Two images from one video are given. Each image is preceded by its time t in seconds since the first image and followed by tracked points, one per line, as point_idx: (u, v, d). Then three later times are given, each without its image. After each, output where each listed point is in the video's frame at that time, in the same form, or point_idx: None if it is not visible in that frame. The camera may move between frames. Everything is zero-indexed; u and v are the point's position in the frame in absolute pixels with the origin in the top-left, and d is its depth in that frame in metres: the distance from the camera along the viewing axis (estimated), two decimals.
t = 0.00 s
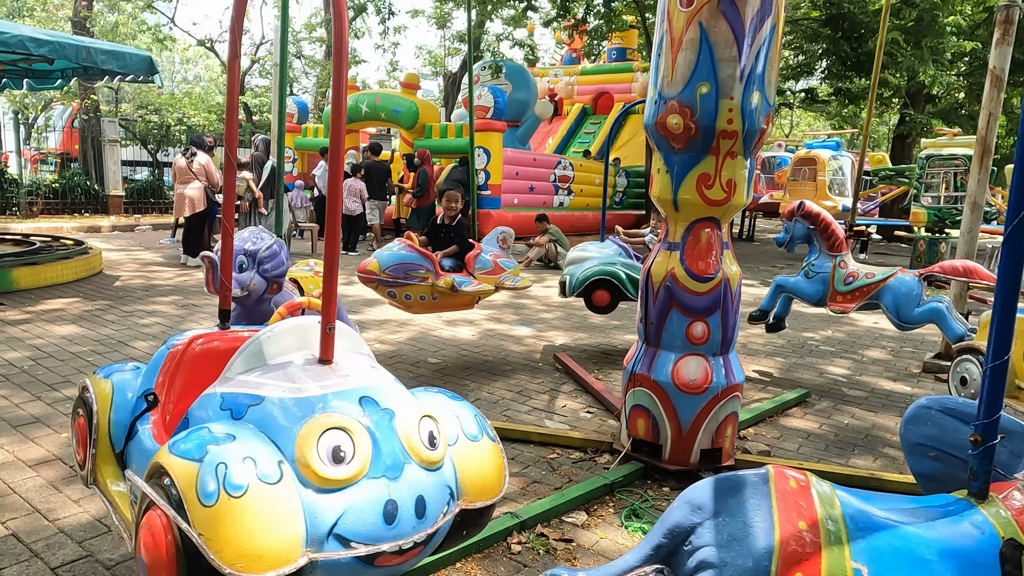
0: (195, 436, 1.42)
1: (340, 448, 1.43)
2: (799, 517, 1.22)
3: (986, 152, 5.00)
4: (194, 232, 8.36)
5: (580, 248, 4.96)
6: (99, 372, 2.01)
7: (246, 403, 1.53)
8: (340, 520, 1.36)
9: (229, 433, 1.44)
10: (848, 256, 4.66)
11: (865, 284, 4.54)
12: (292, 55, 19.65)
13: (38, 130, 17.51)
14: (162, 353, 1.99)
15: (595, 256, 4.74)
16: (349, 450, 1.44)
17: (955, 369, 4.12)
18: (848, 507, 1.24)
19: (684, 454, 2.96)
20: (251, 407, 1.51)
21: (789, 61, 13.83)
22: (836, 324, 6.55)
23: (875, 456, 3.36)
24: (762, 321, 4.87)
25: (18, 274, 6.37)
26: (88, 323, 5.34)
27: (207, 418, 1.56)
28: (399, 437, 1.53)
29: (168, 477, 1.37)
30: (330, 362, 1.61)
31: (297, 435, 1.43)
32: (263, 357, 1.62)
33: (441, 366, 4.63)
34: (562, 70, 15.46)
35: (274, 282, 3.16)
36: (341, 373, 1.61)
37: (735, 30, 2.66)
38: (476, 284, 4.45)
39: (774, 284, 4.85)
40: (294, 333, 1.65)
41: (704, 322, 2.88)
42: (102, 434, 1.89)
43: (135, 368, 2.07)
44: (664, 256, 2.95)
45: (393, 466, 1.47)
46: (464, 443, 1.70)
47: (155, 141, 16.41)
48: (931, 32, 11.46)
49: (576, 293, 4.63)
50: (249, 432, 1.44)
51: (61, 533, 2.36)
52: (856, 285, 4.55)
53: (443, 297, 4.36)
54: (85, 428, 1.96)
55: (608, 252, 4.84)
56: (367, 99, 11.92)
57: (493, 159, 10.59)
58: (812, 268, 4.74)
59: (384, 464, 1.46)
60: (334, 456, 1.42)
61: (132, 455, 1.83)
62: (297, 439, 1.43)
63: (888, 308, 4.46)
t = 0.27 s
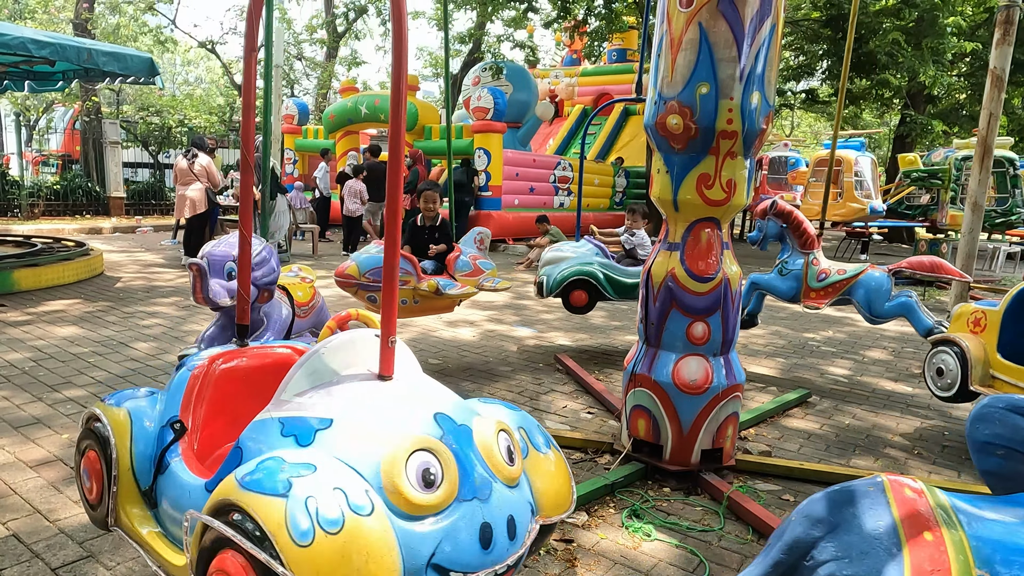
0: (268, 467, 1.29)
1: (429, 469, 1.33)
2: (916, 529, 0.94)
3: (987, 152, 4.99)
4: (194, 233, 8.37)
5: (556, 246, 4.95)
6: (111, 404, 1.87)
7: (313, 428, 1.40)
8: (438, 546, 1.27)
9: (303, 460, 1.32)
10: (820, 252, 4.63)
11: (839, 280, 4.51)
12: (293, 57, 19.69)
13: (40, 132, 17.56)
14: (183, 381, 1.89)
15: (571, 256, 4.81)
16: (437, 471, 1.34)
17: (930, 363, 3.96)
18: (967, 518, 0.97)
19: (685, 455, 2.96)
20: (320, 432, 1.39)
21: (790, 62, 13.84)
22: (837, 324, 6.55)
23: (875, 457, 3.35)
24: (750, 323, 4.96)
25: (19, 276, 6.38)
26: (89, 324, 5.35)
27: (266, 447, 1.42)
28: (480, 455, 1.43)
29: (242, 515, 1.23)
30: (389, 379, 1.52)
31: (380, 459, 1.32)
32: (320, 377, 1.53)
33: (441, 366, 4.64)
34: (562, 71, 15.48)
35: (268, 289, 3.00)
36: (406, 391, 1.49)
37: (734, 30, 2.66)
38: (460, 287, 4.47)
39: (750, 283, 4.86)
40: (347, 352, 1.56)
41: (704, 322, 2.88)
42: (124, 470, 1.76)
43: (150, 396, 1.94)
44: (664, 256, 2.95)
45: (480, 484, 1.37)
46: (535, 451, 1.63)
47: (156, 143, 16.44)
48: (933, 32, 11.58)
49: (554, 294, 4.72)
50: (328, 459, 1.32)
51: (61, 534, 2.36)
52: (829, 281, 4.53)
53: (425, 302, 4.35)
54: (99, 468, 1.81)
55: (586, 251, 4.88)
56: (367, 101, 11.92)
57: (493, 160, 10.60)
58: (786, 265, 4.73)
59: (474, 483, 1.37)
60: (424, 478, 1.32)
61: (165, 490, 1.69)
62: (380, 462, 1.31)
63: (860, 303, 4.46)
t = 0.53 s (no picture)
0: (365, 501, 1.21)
1: (534, 491, 1.28)
2: None
3: (988, 153, 4.99)
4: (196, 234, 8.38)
5: (532, 246, 4.94)
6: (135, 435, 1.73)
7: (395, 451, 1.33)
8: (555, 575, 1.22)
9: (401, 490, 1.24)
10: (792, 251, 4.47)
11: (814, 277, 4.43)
12: (293, 58, 19.73)
13: (41, 133, 17.60)
14: (214, 407, 1.78)
15: (549, 256, 4.84)
16: (541, 495, 1.28)
17: (903, 354, 4.12)
18: None
19: (687, 456, 2.95)
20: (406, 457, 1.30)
21: (791, 63, 13.85)
22: (838, 325, 6.54)
23: (877, 458, 3.35)
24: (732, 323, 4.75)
25: (21, 277, 6.39)
26: (91, 325, 5.35)
27: (345, 476, 1.35)
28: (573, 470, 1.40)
29: (349, 553, 1.17)
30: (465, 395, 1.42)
31: (485, 484, 1.25)
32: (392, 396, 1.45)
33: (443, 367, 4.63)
34: (563, 72, 15.49)
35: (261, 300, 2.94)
36: (484, 402, 1.42)
37: (734, 31, 2.66)
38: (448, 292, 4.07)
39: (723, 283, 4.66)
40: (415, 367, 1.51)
41: (705, 323, 2.88)
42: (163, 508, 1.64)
43: (173, 421, 1.81)
44: (665, 256, 2.95)
45: (580, 504, 1.33)
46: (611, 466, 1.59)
47: (157, 145, 16.46)
48: (934, 32, 11.64)
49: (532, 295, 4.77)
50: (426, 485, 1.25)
51: (63, 535, 2.36)
52: (801, 278, 4.45)
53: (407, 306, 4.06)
54: (126, 506, 1.68)
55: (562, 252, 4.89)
56: (368, 102, 11.93)
57: (494, 161, 10.60)
58: (758, 263, 4.56)
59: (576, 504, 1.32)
60: (531, 501, 1.26)
61: (212, 527, 1.58)
62: (482, 485, 1.25)
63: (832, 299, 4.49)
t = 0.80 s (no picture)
0: (486, 537, 1.15)
1: (647, 516, 1.25)
2: None
3: (990, 154, 4.98)
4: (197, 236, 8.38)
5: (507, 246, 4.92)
6: (176, 468, 1.59)
7: (498, 478, 1.27)
8: None
9: (517, 521, 1.20)
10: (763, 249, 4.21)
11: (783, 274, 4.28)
12: (295, 60, 19.76)
13: (42, 135, 17.63)
14: (257, 432, 1.68)
15: (526, 256, 4.81)
16: (651, 518, 1.26)
17: (877, 348, 4.21)
18: None
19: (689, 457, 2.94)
20: (509, 484, 1.26)
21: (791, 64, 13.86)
22: (839, 326, 6.54)
23: (879, 459, 3.34)
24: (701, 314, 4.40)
25: (22, 278, 6.40)
26: (92, 327, 5.35)
27: (442, 508, 1.27)
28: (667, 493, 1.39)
29: None
30: (546, 412, 1.41)
31: (600, 510, 1.21)
32: (476, 418, 1.38)
33: (443, 369, 4.63)
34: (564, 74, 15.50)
35: (260, 311, 2.71)
36: (569, 420, 1.41)
37: (735, 32, 2.66)
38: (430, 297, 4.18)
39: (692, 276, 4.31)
40: (497, 384, 1.45)
41: (706, 324, 2.87)
42: (217, 549, 1.50)
43: (211, 449, 1.66)
44: (666, 258, 2.94)
45: (682, 523, 1.32)
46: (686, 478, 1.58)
47: (158, 146, 16.50)
48: (935, 33, 11.62)
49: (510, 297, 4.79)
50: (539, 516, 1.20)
51: (64, 536, 2.36)
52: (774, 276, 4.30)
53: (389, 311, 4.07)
54: (166, 544, 1.56)
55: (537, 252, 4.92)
56: (369, 104, 11.95)
57: (495, 162, 10.61)
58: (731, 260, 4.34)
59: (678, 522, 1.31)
60: (646, 526, 1.24)
61: (278, 568, 1.46)
62: (598, 511, 1.21)
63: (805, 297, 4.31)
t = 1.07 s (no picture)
0: (608, 567, 1.13)
1: (760, 535, 1.25)
2: None
3: (991, 154, 4.98)
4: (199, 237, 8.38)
5: (482, 247, 4.82)
6: (233, 502, 1.54)
7: (604, 504, 1.25)
8: None
9: (631, 547, 1.17)
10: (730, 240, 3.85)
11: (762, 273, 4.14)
12: (295, 61, 19.77)
13: (43, 136, 17.64)
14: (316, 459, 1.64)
15: (503, 259, 4.75)
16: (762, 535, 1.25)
17: (852, 342, 4.47)
18: None
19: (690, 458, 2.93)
20: (620, 508, 1.24)
21: (792, 65, 13.87)
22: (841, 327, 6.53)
23: (880, 461, 3.34)
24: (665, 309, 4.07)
25: (23, 280, 6.40)
26: (92, 328, 5.35)
27: (552, 537, 1.25)
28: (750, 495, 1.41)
29: None
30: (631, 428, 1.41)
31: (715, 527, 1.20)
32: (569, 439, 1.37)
33: (444, 370, 4.63)
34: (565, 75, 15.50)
35: (265, 325, 2.46)
36: (655, 436, 1.42)
37: (734, 32, 2.66)
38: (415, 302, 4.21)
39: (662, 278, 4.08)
40: (584, 402, 1.46)
41: (706, 325, 2.87)
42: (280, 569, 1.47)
43: (262, 479, 1.61)
44: (666, 259, 2.94)
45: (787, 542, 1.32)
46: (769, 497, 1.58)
47: (159, 147, 16.52)
48: (936, 34, 11.60)
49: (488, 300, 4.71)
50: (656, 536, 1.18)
51: (64, 538, 2.35)
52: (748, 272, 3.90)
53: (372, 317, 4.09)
54: None
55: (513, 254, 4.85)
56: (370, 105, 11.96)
57: (495, 163, 10.61)
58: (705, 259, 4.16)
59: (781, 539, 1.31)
60: (762, 545, 1.23)
61: None
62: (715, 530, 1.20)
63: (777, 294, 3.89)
